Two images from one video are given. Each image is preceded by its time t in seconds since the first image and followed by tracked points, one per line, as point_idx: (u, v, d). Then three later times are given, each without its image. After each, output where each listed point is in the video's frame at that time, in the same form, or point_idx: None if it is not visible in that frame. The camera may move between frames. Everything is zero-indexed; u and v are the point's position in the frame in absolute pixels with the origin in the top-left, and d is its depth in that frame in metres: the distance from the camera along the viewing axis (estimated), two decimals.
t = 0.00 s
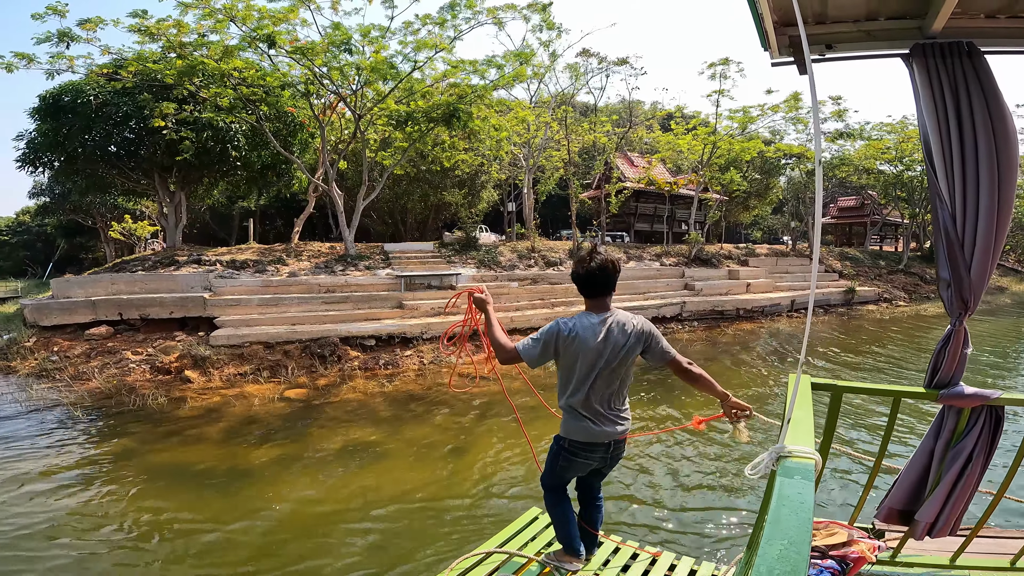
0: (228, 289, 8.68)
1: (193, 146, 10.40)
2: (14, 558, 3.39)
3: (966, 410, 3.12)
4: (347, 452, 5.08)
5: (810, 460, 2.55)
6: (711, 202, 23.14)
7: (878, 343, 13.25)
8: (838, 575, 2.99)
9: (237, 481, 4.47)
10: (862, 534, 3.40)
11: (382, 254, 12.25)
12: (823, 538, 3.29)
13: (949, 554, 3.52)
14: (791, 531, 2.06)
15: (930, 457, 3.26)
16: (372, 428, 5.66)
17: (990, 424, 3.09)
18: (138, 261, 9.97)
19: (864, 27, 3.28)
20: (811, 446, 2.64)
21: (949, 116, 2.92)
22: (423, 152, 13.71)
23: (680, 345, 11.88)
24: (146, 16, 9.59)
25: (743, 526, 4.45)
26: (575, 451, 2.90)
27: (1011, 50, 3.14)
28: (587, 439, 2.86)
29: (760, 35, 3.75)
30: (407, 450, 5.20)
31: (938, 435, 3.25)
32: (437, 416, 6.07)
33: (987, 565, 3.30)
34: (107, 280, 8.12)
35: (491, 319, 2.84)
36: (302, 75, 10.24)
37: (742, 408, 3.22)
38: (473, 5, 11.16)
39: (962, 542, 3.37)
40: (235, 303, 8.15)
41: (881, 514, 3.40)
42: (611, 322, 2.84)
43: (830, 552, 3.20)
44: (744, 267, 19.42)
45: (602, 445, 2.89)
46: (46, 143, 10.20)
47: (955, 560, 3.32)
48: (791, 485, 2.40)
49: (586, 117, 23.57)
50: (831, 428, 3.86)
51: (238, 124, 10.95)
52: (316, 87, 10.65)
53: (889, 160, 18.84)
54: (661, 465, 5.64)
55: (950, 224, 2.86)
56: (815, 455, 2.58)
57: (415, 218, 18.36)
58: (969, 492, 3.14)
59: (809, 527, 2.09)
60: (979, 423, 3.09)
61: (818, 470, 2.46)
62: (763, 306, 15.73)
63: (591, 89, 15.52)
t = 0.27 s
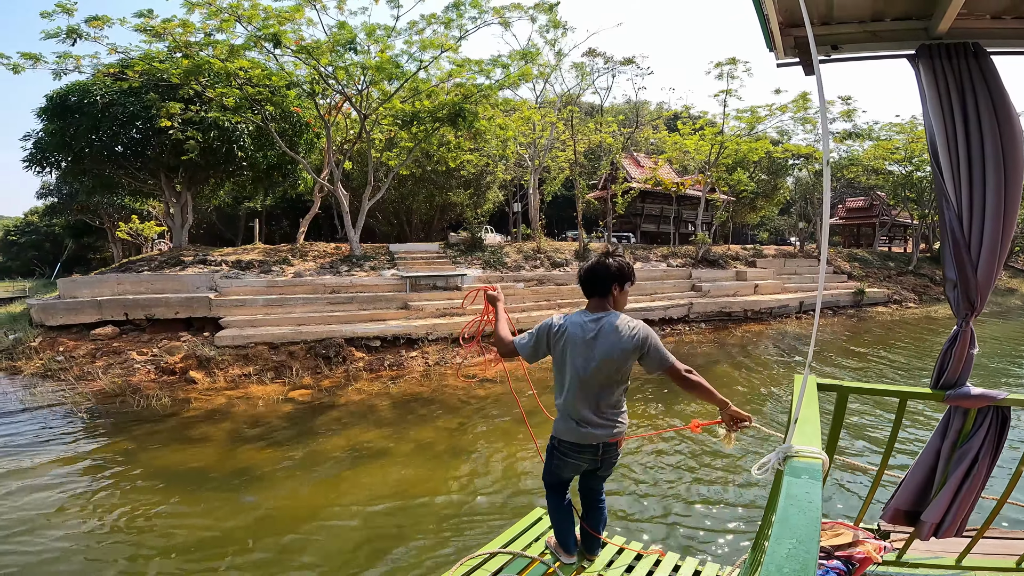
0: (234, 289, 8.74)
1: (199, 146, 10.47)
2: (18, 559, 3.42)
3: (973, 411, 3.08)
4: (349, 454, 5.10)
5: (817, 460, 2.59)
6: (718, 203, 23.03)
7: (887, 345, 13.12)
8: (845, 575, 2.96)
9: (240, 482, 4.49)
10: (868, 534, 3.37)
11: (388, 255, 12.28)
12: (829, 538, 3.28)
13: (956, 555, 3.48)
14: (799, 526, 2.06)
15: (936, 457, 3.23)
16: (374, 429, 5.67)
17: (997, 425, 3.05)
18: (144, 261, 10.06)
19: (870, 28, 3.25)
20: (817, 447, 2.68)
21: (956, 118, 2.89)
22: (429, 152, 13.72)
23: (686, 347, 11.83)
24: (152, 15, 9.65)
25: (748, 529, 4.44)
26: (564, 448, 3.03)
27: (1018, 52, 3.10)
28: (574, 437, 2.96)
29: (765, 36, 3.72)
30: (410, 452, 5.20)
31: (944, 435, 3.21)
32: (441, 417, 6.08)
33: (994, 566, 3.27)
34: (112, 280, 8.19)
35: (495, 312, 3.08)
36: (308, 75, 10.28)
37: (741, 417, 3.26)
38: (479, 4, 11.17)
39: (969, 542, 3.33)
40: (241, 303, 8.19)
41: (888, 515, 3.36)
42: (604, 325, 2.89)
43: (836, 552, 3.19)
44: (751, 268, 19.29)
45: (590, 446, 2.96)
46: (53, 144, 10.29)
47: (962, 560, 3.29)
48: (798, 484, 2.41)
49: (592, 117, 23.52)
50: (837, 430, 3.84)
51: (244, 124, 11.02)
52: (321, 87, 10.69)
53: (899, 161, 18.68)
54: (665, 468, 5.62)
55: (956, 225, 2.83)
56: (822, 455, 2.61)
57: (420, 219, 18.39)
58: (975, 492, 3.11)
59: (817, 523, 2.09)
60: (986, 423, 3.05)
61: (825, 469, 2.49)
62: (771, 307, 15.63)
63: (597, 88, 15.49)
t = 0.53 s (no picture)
0: (238, 290, 8.79)
1: (204, 146, 10.54)
2: (21, 559, 3.46)
3: (978, 411, 3.04)
4: (351, 455, 5.12)
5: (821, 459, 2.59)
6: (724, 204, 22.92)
7: (895, 346, 13.01)
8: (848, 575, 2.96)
9: (243, 483, 4.52)
10: (872, 535, 3.35)
11: (393, 255, 12.31)
12: (834, 539, 3.27)
13: (959, 555, 3.45)
14: (804, 530, 2.09)
15: (941, 458, 3.19)
16: (377, 430, 5.69)
17: (1002, 425, 3.01)
18: (150, 261, 10.15)
19: (874, 28, 3.22)
20: (821, 446, 2.68)
21: (960, 118, 2.85)
22: (434, 152, 13.74)
23: (691, 348, 11.78)
24: (157, 14, 9.71)
25: (751, 530, 4.42)
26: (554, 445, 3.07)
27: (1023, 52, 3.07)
28: (562, 436, 2.98)
29: (769, 37, 3.70)
30: (412, 453, 5.22)
31: (949, 436, 3.18)
32: (443, 419, 6.09)
33: (999, 568, 3.25)
34: (118, 281, 8.26)
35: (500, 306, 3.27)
36: (313, 74, 10.32)
37: (741, 424, 3.24)
38: (484, 3, 11.16)
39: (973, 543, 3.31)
40: (245, 304, 8.24)
41: (891, 516, 3.34)
42: (599, 325, 2.88)
43: (840, 553, 3.18)
44: (758, 269, 19.18)
45: (579, 445, 2.97)
46: (60, 144, 10.37)
47: (965, 561, 3.26)
48: (803, 484, 2.42)
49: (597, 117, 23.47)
50: (840, 431, 3.82)
51: (249, 124, 11.07)
52: (326, 87, 10.73)
53: (907, 161, 18.54)
54: (668, 470, 5.60)
55: (961, 226, 2.80)
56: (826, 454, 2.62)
57: (425, 219, 18.42)
58: (979, 493, 3.08)
59: (822, 525, 2.11)
60: (991, 424, 3.01)
61: (830, 470, 2.46)
62: (779, 309, 15.52)
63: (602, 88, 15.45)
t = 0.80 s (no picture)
0: (242, 290, 8.85)
1: (208, 145, 10.61)
2: (24, 560, 3.49)
3: (979, 413, 3.03)
4: (352, 457, 5.14)
5: (823, 461, 2.59)
6: (730, 204, 22.83)
7: (903, 348, 12.92)
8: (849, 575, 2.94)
9: (244, 485, 4.55)
10: (873, 535, 3.34)
11: (397, 256, 12.34)
12: (834, 540, 3.26)
13: (960, 557, 3.43)
14: (804, 530, 2.09)
15: (943, 459, 3.17)
16: (378, 433, 5.71)
17: (1004, 427, 3.00)
18: (154, 261, 10.23)
19: (876, 30, 3.19)
20: (822, 448, 2.68)
21: (963, 120, 2.83)
22: (438, 152, 13.77)
23: (696, 350, 11.74)
24: (160, 13, 9.78)
25: (752, 531, 4.40)
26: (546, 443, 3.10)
27: None
28: (553, 435, 2.99)
29: (771, 37, 3.67)
30: (413, 456, 5.23)
31: (951, 437, 3.16)
32: (445, 421, 6.10)
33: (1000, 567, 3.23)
34: (121, 280, 8.33)
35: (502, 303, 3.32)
36: (317, 74, 10.35)
37: (742, 422, 3.22)
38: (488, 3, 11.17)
39: (974, 543, 3.29)
40: (248, 304, 8.28)
41: (892, 518, 3.32)
42: (595, 325, 2.86)
43: (841, 554, 3.16)
44: (764, 271, 19.07)
45: (571, 445, 2.98)
46: (64, 144, 10.43)
47: (967, 561, 3.25)
48: (804, 485, 2.41)
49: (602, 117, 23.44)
50: (841, 434, 3.80)
51: (253, 124, 11.13)
52: (330, 87, 10.76)
53: (915, 162, 18.42)
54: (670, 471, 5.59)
55: (963, 227, 2.78)
56: (828, 456, 2.62)
57: (429, 219, 18.46)
58: (980, 494, 3.06)
59: (823, 526, 2.11)
60: (992, 426, 3.00)
61: (831, 471, 2.49)
62: (786, 310, 15.44)
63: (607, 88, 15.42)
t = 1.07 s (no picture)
0: (245, 290, 8.91)
1: (213, 145, 10.67)
2: (26, 560, 3.52)
3: (982, 414, 3.01)
4: (353, 458, 5.15)
5: (825, 462, 2.58)
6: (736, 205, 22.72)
7: (910, 350, 12.80)
8: None
9: (246, 486, 4.57)
10: (875, 537, 3.33)
11: (400, 256, 12.37)
12: (836, 541, 3.25)
13: (962, 558, 3.40)
14: (807, 530, 2.07)
15: (946, 461, 3.15)
16: (379, 435, 5.72)
17: (1007, 428, 2.97)
18: (158, 261, 10.28)
19: (879, 30, 3.17)
20: (825, 449, 2.67)
21: (966, 121, 2.80)
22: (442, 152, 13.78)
23: (700, 351, 11.69)
24: (164, 11, 9.83)
25: (753, 534, 4.38)
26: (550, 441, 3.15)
27: None
28: (556, 433, 3.03)
29: (773, 38, 3.65)
30: (414, 458, 5.24)
31: (954, 438, 3.14)
32: (446, 423, 6.11)
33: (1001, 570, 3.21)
34: (125, 280, 8.40)
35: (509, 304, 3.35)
36: (321, 74, 10.37)
37: (741, 428, 3.20)
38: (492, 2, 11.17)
39: (976, 545, 3.26)
40: (251, 305, 8.33)
41: (895, 519, 3.29)
42: (599, 325, 2.87)
43: (844, 556, 3.13)
44: (770, 272, 18.96)
45: (574, 443, 3.01)
46: (69, 144, 10.51)
47: (969, 563, 3.22)
48: (807, 486, 2.40)
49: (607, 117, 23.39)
50: (843, 436, 3.78)
51: (257, 124, 11.19)
52: (334, 86, 10.79)
53: (924, 162, 18.26)
54: (672, 473, 5.58)
55: (967, 228, 2.75)
56: (830, 457, 2.61)
57: (433, 219, 18.48)
58: (983, 495, 3.03)
59: (825, 526, 2.09)
60: (995, 427, 2.98)
61: (833, 471, 2.48)
62: (793, 312, 15.34)
63: (612, 87, 15.39)
